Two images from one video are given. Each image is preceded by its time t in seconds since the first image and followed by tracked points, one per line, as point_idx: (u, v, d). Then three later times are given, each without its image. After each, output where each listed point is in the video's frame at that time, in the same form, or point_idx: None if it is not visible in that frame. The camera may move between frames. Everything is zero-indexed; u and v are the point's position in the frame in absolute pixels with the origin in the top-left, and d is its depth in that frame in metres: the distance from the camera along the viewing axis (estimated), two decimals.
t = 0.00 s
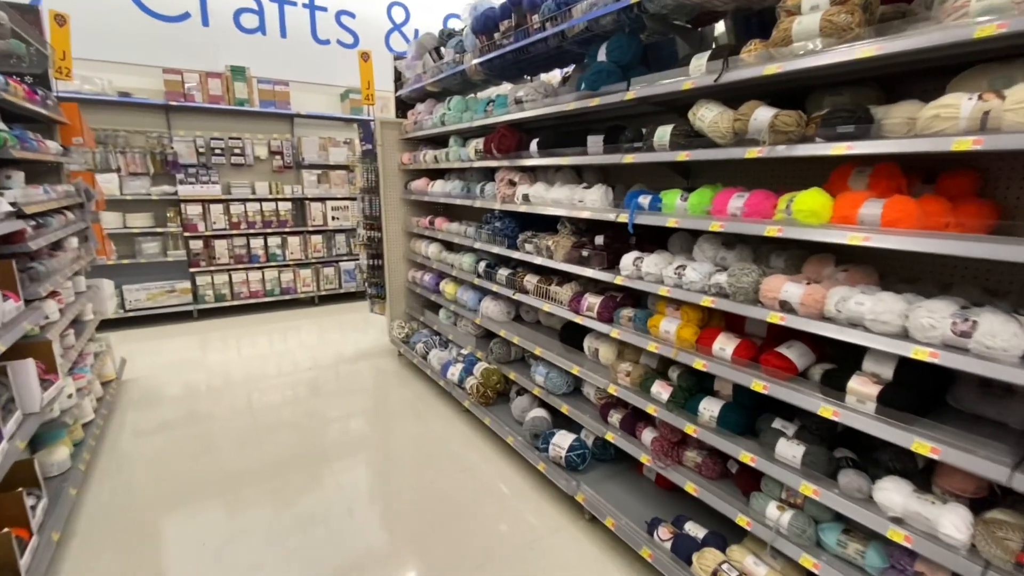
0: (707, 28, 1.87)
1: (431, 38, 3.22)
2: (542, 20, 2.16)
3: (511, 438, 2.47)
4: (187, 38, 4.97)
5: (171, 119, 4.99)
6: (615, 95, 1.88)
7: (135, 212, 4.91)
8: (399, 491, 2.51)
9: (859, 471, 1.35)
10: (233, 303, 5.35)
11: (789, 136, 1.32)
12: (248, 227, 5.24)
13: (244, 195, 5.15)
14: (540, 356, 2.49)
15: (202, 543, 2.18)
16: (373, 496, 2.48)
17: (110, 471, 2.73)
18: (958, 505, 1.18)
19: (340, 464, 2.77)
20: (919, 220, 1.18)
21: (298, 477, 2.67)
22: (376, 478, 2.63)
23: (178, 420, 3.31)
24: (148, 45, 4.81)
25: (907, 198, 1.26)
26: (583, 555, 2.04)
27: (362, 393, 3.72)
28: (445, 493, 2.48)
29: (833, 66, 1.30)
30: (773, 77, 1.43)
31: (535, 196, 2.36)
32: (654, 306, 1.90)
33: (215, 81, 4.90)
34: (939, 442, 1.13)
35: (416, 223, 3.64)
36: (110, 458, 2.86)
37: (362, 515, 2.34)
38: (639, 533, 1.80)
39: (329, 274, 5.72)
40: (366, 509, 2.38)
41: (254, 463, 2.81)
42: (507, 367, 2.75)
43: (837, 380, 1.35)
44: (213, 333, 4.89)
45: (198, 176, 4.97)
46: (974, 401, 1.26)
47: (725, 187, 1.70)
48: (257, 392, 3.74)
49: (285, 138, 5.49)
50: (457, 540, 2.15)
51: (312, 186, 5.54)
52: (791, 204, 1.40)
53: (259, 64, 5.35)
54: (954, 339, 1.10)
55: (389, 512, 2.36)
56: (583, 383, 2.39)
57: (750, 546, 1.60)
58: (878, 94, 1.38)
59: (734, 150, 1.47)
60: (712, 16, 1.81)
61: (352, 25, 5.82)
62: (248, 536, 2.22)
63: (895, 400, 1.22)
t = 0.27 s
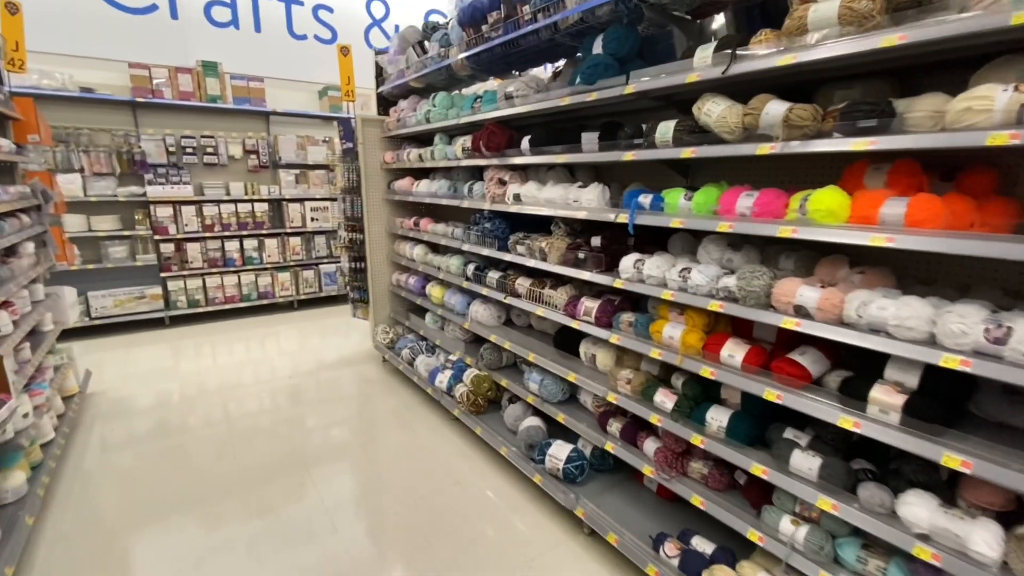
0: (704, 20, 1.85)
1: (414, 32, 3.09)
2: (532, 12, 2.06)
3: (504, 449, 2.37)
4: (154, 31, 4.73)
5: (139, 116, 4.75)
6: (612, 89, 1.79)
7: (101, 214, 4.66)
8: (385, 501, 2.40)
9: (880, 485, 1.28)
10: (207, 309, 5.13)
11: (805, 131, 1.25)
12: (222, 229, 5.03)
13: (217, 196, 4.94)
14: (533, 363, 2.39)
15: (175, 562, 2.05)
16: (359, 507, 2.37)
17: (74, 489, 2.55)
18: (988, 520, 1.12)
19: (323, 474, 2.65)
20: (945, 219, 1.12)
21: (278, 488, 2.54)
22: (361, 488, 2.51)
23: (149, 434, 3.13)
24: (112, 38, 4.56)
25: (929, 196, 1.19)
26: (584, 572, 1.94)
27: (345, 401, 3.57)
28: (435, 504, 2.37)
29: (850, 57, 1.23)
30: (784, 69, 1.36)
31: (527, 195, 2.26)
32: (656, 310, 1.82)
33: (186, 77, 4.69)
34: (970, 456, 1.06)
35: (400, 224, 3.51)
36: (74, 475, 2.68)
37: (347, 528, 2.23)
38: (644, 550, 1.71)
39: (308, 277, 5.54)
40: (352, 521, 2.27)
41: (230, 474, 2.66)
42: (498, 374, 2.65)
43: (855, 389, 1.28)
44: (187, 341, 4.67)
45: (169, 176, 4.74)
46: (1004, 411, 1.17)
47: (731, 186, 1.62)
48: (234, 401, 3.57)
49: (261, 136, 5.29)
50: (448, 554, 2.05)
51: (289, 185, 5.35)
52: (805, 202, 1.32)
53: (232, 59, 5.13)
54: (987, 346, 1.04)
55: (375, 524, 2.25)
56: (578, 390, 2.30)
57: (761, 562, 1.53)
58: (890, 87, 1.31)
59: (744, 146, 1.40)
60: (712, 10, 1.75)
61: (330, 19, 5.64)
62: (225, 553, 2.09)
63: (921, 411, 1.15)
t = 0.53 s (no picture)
0: (702, 12, 1.78)
1: (395, 25, 2.96)
2: (523, 3, 1.96)
3: (497, 461, 2.27)
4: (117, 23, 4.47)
5: (102, 114, 4.50)
6: (609, 84, 1.70)
7: (62, 218, 4.40)
8: (371, 513, 2.30)
9: (902, 499, 1.22)
10: (179, 316, 4.91)
11: (820, 127, 1.18)
12: (194, 232, 4.81)
13: (188, 197, 4.72)
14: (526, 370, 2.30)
15: None
16: (343, 519, 2.26)
17: (34, 508, 2.38)
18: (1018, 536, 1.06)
19: (304, 484, 2.53)
20: (972, 220, 1.06)
21: (257, 499, 2.41)
22: (345, 499, 2.40)
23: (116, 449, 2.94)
24: (71, 31, 4.30)
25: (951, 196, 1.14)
26: None
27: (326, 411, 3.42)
28: (425, 517, 2.27)
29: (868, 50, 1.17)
30: (795, 62, 1.29)
31: (518, 195, 2.16)
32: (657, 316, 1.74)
33: (152, 72, 4.46)
34: (1003, 471, 1.00)
35: (382, 226, 3.38)
36: (34, 493, 2.49)
37: (331, 542, 2.12)
38: (648, 567, 1.63)
39: (286, 281, 5.34)
40: (336, 535, 2.16)
41: (205, 487, 2.52)
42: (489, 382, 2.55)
43: (875, 399, 1.22)
44: (157, 350, 4.45)
45: (135, 177, 4.50)
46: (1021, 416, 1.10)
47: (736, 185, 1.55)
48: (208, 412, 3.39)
49: (234, 135, 5.08)
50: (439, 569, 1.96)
51: (265, 186, 5.15)
52: (819, 202, 1.26)
53: (202, 54, 4.90)
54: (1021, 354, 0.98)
55: (361, 537, 2.14)
56: (574, 399, 2.21)
57: None
58: (906, 80, 1.25)
59: (754, 143, 1.32)
60: (711, 4, 1.71)
61: (305, 14, 5.45)
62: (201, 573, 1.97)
63: (949, 425, 1.09)
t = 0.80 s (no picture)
0: (695, 5, 1.72)
1: (373, 17, 2.85)
2: None
3: (488, 470, 2.19)
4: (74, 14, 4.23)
5: (59, 110, 4.25)
6: (601, 78, 1.63)
7: (17, 221, 4.15)
8: (353, 524, 2.20)
9: (914, 505, 1.18)
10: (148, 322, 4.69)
11: (828, 122, 1.13)
12: (162, 235, 4.60)
13: (155, 198, 4.50)
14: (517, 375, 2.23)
15: None
16: (324, 530, 2.16)
17: None
18: None
19: (283, 494, 2.42)
20: (988, 216, 1.02)
21: (232, 511, 2.30)
22: (327, 509, 2.30)
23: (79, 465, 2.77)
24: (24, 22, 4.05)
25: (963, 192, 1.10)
26: None
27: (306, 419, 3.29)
28: (412, 527, 2.18)
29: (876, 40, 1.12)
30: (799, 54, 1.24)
31: (506, 194, 2.08)
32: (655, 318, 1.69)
33: (114, 66, 4.23)
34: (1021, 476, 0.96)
35: (362, 226, 3.26)
36: None
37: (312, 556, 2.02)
38: None
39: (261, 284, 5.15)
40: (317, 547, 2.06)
41: (176, 500, 2.39)
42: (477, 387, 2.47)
43: (884, 402, 1.19)
44: (124, 359, 4.23)
45: (97, 177, 4.27)
46: None
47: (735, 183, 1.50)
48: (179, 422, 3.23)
49: (204, 133, 4.87)
50: None
51: (237, 186, 4.95)
52: (826, 200, 1.21)
53: (168, 47, 4.68)
54: None
55: (344, 550, 2.05)
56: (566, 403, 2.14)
57: None
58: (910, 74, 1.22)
59: (758, 138, 1.27)
60: None
61: (277, 7, 5.26)
62: None
63: (965, 429, 1.05)
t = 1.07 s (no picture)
0: None
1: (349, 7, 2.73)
2: None
3: (479, 476, 2.12)
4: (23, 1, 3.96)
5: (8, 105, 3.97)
6: (594, 68, 1.57)
7: None
8: (337, 532, 2.11)
9: (924, 504, 1.15)
10: (111, 329, 4.45)
11: (834, 112, 1.10)
12: (125, 236, 4.37)
13: (116, 198, 4.27)
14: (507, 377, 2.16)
15: None
16: (307, 540, 2.06)
17: None
18: None
19: (261, 503, 2.30)
20: (1000, 208, 0.99)
21: (207, 522, 2.18)
22: (308, 518, 2.20)
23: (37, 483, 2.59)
24: None
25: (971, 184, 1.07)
26: None
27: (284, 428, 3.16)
28: (400, 535, 2.10)
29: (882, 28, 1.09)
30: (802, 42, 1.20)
31: (493, 190, 2.01)
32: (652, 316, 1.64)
33: (68, 58, 3.98)
34: None
35: (339, 225, 3.14)
36: None
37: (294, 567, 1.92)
38: None
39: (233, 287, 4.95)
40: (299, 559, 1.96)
41: (146, 513, 2.26)
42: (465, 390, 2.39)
43: (893, 399, 1.16)
44: (85, 368, 4.01)
45: (51, 175, 4.01)
46: None
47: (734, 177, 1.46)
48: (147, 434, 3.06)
49: (168, 129, 4.64)
50: None
51: (204, 184, 4.74)
52: (832, 193, 1.18)
53: (127, 39, 4.44)
54: None
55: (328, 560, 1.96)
56: (559, 405, 2.09)
57: None
58: (912, 64, 1.19)
59: (761, 129, 1.23)
60: None
61: None
62: None
63: (977, 426, 1.04)
